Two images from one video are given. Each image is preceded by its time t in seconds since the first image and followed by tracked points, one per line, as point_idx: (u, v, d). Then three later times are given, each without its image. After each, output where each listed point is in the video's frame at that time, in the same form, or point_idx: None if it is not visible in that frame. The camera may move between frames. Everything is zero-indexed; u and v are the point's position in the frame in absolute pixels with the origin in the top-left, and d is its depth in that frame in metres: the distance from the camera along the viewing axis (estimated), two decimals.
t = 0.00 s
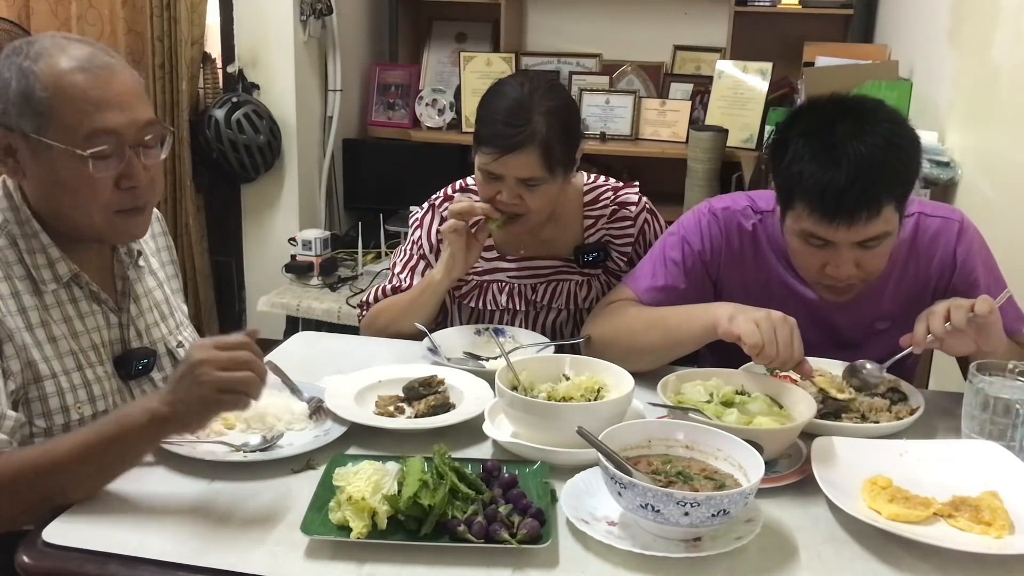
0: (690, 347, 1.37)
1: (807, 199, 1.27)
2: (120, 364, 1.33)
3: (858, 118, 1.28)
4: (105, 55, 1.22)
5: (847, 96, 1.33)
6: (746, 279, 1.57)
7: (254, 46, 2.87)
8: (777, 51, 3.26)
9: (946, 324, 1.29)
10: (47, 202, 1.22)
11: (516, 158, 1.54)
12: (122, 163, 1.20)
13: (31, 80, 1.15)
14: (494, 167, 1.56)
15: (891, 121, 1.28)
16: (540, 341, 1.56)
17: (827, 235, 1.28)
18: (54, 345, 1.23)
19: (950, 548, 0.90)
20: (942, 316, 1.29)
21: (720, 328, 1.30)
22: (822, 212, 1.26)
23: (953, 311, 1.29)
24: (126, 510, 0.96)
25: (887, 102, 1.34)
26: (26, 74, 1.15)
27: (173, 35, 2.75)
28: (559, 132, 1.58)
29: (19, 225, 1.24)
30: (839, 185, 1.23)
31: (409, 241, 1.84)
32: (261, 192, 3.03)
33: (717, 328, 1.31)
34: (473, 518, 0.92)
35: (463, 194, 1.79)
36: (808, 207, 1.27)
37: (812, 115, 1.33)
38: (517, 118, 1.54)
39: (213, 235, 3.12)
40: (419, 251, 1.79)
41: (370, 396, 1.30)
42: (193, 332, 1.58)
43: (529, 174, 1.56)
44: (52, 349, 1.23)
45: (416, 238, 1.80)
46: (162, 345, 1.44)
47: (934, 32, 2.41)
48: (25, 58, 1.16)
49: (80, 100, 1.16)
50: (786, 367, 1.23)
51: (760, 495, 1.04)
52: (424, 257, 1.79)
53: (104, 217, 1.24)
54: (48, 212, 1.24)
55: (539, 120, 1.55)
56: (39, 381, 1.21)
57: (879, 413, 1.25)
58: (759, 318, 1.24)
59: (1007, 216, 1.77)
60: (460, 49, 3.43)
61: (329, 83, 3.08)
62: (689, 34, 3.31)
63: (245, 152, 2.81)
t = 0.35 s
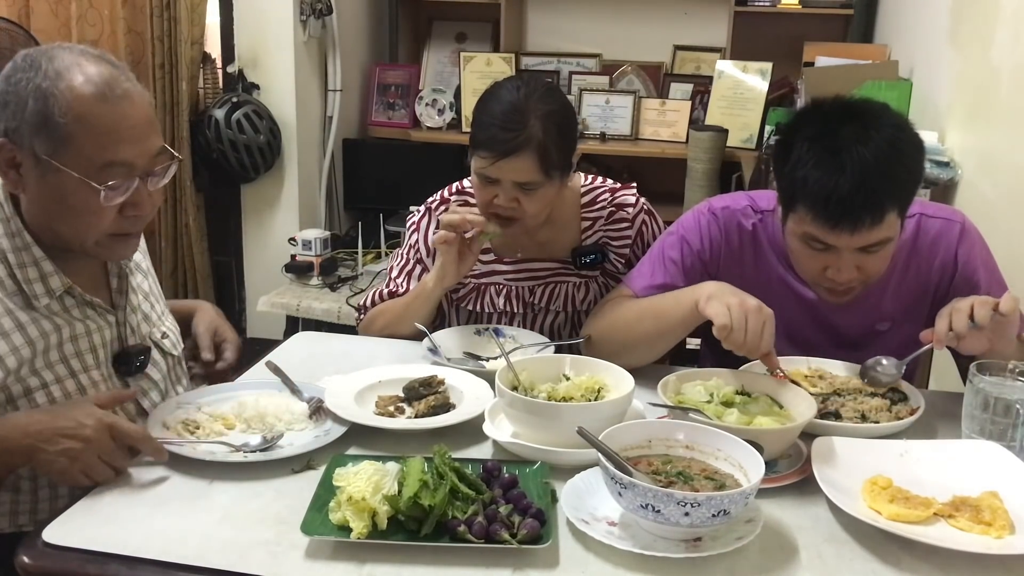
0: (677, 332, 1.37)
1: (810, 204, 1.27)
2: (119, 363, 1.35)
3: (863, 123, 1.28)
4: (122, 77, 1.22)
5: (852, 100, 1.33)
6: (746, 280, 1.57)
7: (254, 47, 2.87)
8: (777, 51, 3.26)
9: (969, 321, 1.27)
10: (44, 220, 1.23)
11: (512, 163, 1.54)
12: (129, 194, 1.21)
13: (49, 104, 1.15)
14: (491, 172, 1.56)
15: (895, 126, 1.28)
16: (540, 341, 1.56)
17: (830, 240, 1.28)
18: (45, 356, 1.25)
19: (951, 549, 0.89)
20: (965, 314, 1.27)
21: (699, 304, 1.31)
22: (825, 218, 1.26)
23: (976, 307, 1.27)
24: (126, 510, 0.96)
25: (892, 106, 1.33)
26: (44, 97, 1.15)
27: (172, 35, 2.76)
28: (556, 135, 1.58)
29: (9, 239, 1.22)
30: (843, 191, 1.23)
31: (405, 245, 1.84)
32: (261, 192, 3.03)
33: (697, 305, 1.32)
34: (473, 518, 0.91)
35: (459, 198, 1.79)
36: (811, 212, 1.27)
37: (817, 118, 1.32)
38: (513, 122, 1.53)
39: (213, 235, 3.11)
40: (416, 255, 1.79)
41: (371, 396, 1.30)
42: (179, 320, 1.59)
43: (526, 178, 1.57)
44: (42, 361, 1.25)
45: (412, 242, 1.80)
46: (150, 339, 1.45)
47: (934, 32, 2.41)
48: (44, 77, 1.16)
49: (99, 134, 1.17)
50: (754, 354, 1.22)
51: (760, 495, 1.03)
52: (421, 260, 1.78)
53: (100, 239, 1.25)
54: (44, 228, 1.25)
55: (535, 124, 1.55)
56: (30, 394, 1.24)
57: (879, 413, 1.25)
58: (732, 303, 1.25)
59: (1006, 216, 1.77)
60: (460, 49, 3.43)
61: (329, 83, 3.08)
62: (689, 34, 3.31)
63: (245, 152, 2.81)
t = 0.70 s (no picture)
0: (679, 331, 1.37)
1: (805, 205, 1.27)
2: (100, 362, 1.34)
3: (859, 124, 1.28)
4: (111, 84, 1.21)
5: (850, 101, 1.33)
6: (744, 279, 1.57)
7: (253, 47, 2.87)
8: (777, 51, 3.26)
9: (925, 329, 1.30)
10: (22, 224, 1.23)
11: (520, 152, 1.55)
12: (111, 202, 1.21)
13: (34, 109, 1.15)
14: (497, 162, 1.56)
15: (891, 128, 1.28)
16: (540, 341, 1.56)
17: (826, 240, 1.28)
18: (25, 354, 1.24)
19: (950, 549, 0.89)
20: (920, 322, 1.30)
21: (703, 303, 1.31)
22: (821, 218, 1.26)
23: (930, 317, 1.30)
24: (126, 510, 0.96)
25: (890, 108, 1.33)
26: (29, 102, 1.15)
27: (172, 35, 2.75)
28: (562, 125, 1.59)
29: None
30: (838, 192, 1.23)
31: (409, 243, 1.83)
32: (261, 192, 3.03)
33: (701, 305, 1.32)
34: (473, 518, 0.91)
35: (463, 195, 1.79)
36: (807, 213, 1.27)
37: (815, 120, 1.32)
38: (520, 110, 1.55)
39: (213, 235, 3.12)
40: (420, 253, 1.78)
41: (370, 396, 1.30)
42: (173, 320, 1.58)
43: (533, 168, 1.57)
44: (22, 360, 1.23)
45: (417, 240, 1.79)
46: (140, 339, 1.44)
47: (934, 32, 2.41)
48: (31, 81, 1.16)
49: (85, 141, 1.16)
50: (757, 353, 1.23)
51: (760, 495, 1.04)
52: (425, 260, 1.78)
53: (73, 244, 1.24)
54: (23, 230, 1.25)
55: (542, 114, 1.56)
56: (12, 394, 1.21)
57: (879, 413, 1.25)
58: (737, 302, 1.24)
59: (1007, 216, 1.76)
60: (460, 49, 3.43)
61: (329, 83, 3.08)
62: (689, 33, 3.31)
63: (244, 152, 2.81)
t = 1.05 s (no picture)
0: (689, 347, 1.37)
1: (810, 203, 1.27)
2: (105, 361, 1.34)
3: (863, 124, 1.28)
4: (114, 88, 1.21)
5: (854, 101, 1.33)
6: (746, 279, 1.57)
7: (253, 47, 2.87)
8: (777, 51, 3.26)
9: (911, 320, 1.30)
10: (26, 228, 1.23)
11: (533, 141, 1.55)
12: (112, 207, 1.22)
13: (36, 113, 1.15)
14: (509, 151, 1.57)
15: (896, 127, 1.28)
16: (540, 341, 1.56)
17: (830, 239, 1.28)
18: (31, 357, 1.23)
19: (950, 549, 0.89)
20: (905, 314, 1.30)
21: (729, 320, 1.32)
22: (825, 217, 1.26)
23: (913, 306, 1.30)
24: (126, 509, 0.97)
25: (894, 108, 1.33)
26: (32, 106, 1.15)
27: (173, 35, 2.75)
28: (573, 118, 1.60)
29: None
30: (842, 192, 1.23)
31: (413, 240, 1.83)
32: (261, 192, 3.03)
33: (725, 321, 1.33)
34: (473, 518, 0.91)
35: (468, 193, 1.79)
36: (812, 212, 1.27)
37: (819, 119, 1.32)
38: (532, 101, 1.55)
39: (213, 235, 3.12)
40: (426, 250, 1.79)
41: (370, 396, 1.30)
42: (173, 318, 1.57)
43: (544, 159, 1.58)
44: (28, 363, 1.23)
45: (422, 236, 1.80)
46: (143, 337, 1.45)
47: (934, 32, 2.41)
48: (33, 85, 1.15)
49: (87, 147, 1.16)
50: (803, 351, 1.26)
51: (760, 496, 1.03)
52: (430, 256, 1.79)
53: (83, 247, 1.24)
54: (27, 234, 1.24)
55: (555, 105, 1.57)
56: (17, 397, 1.20)
57: (879, 413, 1.25)
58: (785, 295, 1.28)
59: (1007, 216, 1.77)
60: (460, 49, 3.43)
61: (329, 83, 3.08)
62: (689, 33, 3.31)
63: (245, 152, 2.81)
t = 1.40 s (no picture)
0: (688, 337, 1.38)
1: (811, 184, 1.28)
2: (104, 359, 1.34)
3: (861, 104, 1.30)
4: (115, 89, 1.22)
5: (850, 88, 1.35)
6: (745, 278, 1.57)
7: (253, 48, 2.87)
8: (777, 51, 3.26)
9: (949, 296, 1.30)
10: (28, 229, 1.23)
11: (541, 121, 1.60)
12: (114, 207, 1.22)
13: (38, 114, 1.15)
14: (517, 132, 1.61)
15: (892, 108, 1.29)
16: (540, 341, 1.56)
17: (831, 218, 1.28)
18: (29, 357, 1.23)
19: (950, 549, 0.89)
20: (945, 288, 1.30)
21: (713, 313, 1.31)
22: (827, 195, 1.26)
23: (955, 282, 1.30)
24: (126, 509, 0.97)
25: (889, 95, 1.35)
26: (34, 106, 1.15)
27: (173, 35, 2.75)
28: (578, 101, 1.65)
29: None
30: (843, 167, 1.24)
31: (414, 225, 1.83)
32: (261, 192, 3.03)
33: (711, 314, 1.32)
34: (473, 518, 0.91)
35: (475, 182, 1.81)
36: (813, 191, 1.27)
37: (817, 104, 1.34)
38: (539, 83, 1.60)
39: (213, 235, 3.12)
40: (426, 233, 1.78)
41: (371, 396, 1.30)
42: (172, 319, 1.57)
43: (552, 138, 1.62)
44: (26, 363, 1.22)
45: (424, 220, 1.79)
46: (142, 338, 1.44)
47: (935, 32, 2.41)
48: (35, 86, 1.15)
49: (88, 148, 1.16)
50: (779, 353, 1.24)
51: (760, 496, 1.03)
52: (430, 240, 1.78)
53: (81, 248, 1.25)
54: (28, 236, 1.24)
55: (560, 87, 1.62)
56: (15, 397, 1.20)
57: (879, 413, 1.25)
58: (754, 306, 1.26)
59: (1007, 216, 1.76)
60: (460, 49, 3.43)
61: (329, 83, 3.08)
62: (689, 33, 3.31)
63: (245, 151, 2.81)
